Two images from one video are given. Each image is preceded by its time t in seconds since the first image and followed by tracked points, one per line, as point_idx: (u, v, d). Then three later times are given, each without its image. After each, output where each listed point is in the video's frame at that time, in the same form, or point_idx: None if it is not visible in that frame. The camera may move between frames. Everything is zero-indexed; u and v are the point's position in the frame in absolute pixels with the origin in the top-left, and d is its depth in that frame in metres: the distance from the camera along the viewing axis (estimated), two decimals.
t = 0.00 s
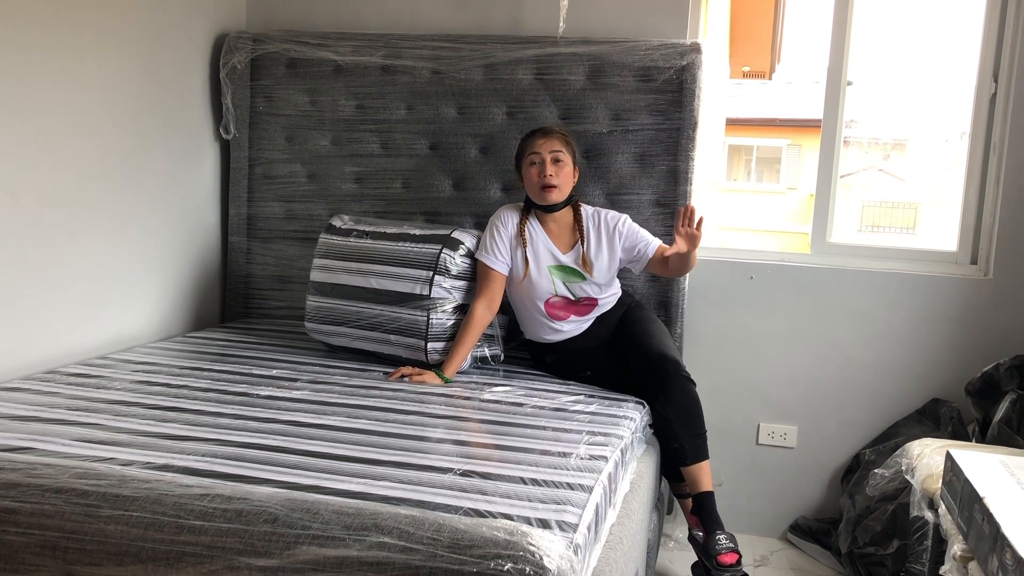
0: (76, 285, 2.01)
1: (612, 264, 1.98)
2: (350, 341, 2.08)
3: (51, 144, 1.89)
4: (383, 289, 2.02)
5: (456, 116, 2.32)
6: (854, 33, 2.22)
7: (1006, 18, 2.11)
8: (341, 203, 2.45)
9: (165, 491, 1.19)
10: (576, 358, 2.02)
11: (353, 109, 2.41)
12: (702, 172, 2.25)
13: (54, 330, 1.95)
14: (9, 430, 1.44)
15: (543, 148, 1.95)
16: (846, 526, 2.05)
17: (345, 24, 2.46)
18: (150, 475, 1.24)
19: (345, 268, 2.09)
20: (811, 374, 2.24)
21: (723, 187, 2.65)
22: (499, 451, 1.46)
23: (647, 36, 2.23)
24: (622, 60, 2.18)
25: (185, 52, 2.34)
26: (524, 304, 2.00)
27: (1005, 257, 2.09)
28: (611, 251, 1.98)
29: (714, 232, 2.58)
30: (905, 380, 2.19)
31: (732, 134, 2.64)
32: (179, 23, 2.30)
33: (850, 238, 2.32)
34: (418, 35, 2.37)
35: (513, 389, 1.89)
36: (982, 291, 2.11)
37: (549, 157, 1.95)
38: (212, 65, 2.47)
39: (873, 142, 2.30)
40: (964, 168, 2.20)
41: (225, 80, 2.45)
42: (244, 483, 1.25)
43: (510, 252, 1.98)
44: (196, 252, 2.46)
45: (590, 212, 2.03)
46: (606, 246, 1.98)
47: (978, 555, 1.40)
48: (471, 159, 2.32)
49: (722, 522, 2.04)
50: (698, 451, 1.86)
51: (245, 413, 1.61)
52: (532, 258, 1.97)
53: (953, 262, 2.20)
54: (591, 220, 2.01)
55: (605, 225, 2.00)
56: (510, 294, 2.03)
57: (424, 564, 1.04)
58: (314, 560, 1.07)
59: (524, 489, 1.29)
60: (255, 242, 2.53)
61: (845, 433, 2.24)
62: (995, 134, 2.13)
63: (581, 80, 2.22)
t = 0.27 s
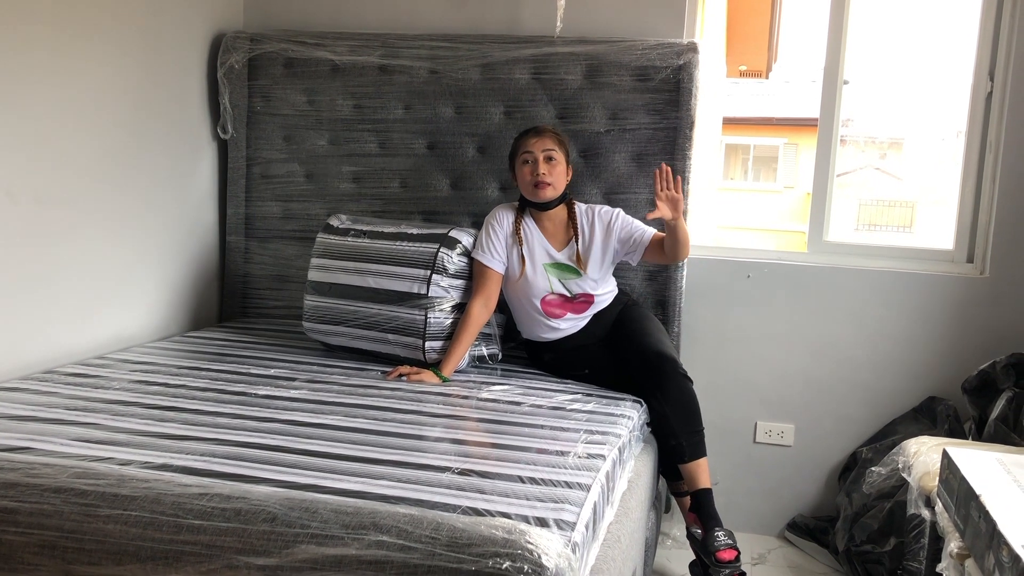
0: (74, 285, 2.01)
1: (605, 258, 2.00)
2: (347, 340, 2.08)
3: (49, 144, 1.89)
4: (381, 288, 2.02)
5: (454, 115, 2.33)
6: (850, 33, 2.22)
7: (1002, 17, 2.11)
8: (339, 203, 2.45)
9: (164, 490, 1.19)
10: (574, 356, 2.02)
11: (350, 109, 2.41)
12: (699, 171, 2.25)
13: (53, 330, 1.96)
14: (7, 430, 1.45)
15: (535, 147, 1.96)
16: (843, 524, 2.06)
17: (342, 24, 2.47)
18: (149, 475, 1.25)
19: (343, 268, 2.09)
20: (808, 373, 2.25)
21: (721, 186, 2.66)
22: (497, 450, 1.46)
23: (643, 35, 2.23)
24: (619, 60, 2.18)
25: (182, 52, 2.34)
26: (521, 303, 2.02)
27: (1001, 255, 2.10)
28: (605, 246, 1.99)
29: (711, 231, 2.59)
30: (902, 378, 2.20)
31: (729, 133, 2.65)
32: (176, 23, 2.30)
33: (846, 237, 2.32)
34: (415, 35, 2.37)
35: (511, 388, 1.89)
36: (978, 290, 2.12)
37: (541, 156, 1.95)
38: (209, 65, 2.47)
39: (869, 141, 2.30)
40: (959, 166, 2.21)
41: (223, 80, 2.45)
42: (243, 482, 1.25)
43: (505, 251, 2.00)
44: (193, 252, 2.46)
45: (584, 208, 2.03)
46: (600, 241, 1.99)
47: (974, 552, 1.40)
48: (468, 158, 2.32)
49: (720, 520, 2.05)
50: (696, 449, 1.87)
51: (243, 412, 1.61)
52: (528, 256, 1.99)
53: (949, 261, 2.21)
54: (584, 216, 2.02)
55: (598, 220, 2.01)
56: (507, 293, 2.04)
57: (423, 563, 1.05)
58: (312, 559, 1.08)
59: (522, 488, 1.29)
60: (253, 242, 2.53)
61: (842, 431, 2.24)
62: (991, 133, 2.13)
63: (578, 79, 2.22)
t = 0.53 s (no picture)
0: (68, 285, 2.00)
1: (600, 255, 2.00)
2: (342, 340, 2.07)
3: (40, 144, 1.88)
4: (376, 288, 2.02)
5: (448, 113, 2.32)
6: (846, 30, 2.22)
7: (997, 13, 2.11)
8: (333, 202, 2.44)
9: (157, 491, 1.18)
10: (569, 355, 2.02)
11: (344, 107, 2.41)
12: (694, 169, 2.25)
13: (46, 330, 1.95)
14: None
15: (527, 145, 1.96)
16: (839, 521, 2.06)
17: (336, 22, 2.46)
18: (142, 475, 1.24)
19: (338, 267, 2.09)
20: (804, 370, 2.24)
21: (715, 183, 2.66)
22: (492, 449, 1.46)
23: (637, 33, 2.23)
24: (613, 58, 2.18)
25: (176, 50, 2.33)
26: (516, 302, 2.01)
27: (996, 252, 2.10)
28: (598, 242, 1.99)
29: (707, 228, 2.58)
30: (898, 375, 2.20)
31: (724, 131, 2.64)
32: (168, 22, 2.28)
33: (841, 234, 2.32)
34: (409, 33, 2.36)
35: (506, 387, 1.89)
36: (974, 287, 2.12)
37: (533, 154, 1.95)
38: (203, 64, 2.46)
39: (864, 138, 2.31)
40: (955, 163, 2.20)
41: (216, 79, 2.44)
42: (236, 483, 1.25)
43: (500, 250, 2.00)
44: (188, 252, 2.45)
45: (578, 207, 2.04)
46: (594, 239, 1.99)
47: (969, 550, 1.40)
48: (463, 157, 2.32)
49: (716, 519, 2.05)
50: (692, 446, 1.87)
51: (237, 412, 1.61)
52: (522, 255, 1.98)
53: (945, 258, 2.21)
54: (578, 214, 2.02)
55: (592, 219, 2.01)
56: (502, 293, 2.04)
57: (416, 563, 1.04)
58: (306, 559, 1.07)
59: (517, 487, 1.29)
60: (248, 241, 2.52)
61: (838, 429, 2.24)
62: (986, 130, 2.13)
63: (573, 77, 2.21)
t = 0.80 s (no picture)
0: (63, 284, 1.99)
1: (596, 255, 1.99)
2: (338, 338, 2.07)
3: (35, 142, 1.87)
4: (372, 286, 2.01)
5: (445, 112, 2.32)
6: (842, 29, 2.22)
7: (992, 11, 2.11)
8: (330, 200, 2.44)
9: (152, 490, 1.18)
10: (565, 353, 2.01)
11: (340, 105, 2.40)
12: (690, 167, 2.25)
13: (42, 329, 1.94)
14: None
15: (523, 144, 1.96)
16: (835, 519, 2.07)
17: (332, 21, 2.45)
18: (137, 475, 1.24)
19: (334, 266, 2.08)
20: (800, 369, 2.25)
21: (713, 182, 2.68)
22: (488, 448, 1.46)
23: (633, 31, 2.23)
24: (609, 56, 2.18)
25: (172, 48, 2.32)
26: (512, 301, 2.01)
27: (991, 250, 2.10)
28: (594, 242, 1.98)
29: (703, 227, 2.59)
30: (894, 373, 2.20)
31: (721, 130, 2.64)
32: (164, 20, 2.28)
33: (837, 232, 2.32)
34: (405, 31, 2.36)
35: (503, 385, 1.89)
36: (969, 286, 2.12)
37: (529, 153, 1.95)
38: (199, 62, 2.46)
39: (861, 137, 2.30)
40: (951, 162, 2.21)
41: (212, 77, 2.43)
42: (232, 481, 1.25)
43: (496, 248, 1.99)
44: (184, 251, 2.44)
45: (576, 206, 2.02)
46: (591, 239, 1.98)
47: (965, 548, 1.40)
48: (459, 155, 2.32)
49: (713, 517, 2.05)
50: (688, 445, 1.87)
51: (233, 411, 1.60)
52: (518, 254, 1.98)
53: (941, 256, 2.21)
54: (575, 214, 2.01)
55: (589, 218, 2.00)
56: (498, 291, 2.04)
57: (412, 562, 1.04)
58: (301, 558, 1.07)
59: (512, 486, 1.29)
60: (244, 240, 2.51)
61: (834, 427, 2.24)
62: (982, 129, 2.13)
63: (569, 76, 2.21)
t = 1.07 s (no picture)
0: (61, 281, 1.99)
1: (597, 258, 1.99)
2: (337, 336, 2.07)
3: (33, 138, 1.86)
4: (371, 284, 2.01)
5: (444, 109, 2.32)
6: (841, 28, 2.22)
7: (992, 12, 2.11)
8: (329, 198, 2.44)
9: (152, 487, 1.18)
10: (565, 351, 2.02)
11: (340, 102, 2.40)
12: (690, 166, 2.25)
13: (40, 326, 1.94)
14: None
15: (527, 143, 1.94)
16: (833, 518, 2.07)
17: (331, 18, 2.45)
18: (137, 471, 1.23)
19: (333, 263, 2.08)
20: (798, 368, 2.25)
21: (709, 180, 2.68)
22: (487, 446, 1.46)
23: (633, 30, 2.22)
24: (609, 55, 2.18)
25: (171, 44, 2.32)
26: (512, 300, 2.01)
27: (990, 249, 2.10)
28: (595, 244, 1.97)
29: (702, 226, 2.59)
30: (891, 373, 2.20)
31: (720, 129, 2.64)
32: (164, 16, 2.27)
33: (836, 231, 2.33)
34: (405, 29, 2.35)
35: (502, 383, 1.89)
36: (967, 285, 2.12)
37: (533, 152, 1.94)
38: (198, 59, 2.45)
39: (860, 136, 2.31)
40: (950, 162, 2.21)
41: (211, 74, 2.43)
42: (232, 478, 1.24)
43: (496, 247, 1.98)
44: (182, 248, 2.44)
45: (577, 207, 2.02)
46: (592, 241, 1.97)
47: (963, 547, 1.41)
48: (459, 153, 2.31)
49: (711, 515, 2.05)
50: (686, 444, 1.87)
51: (232, 408, 1.60)
52: (519, 253, 1.97)
53: (940, 256, 2.21)
54: (577, 215, 2.01)
55: (590, 220, 2.00)
56: (498, 290, 2.03)
57: (412, 559, 1.04)
58: (301, 555, 1.07)
59: (512, 484, 1.29)
60: (242, 237, 2.51)
61: (832, 426, 2.25)
62: (981, 129, 2.14)
63: (569, 74, 2.21)
